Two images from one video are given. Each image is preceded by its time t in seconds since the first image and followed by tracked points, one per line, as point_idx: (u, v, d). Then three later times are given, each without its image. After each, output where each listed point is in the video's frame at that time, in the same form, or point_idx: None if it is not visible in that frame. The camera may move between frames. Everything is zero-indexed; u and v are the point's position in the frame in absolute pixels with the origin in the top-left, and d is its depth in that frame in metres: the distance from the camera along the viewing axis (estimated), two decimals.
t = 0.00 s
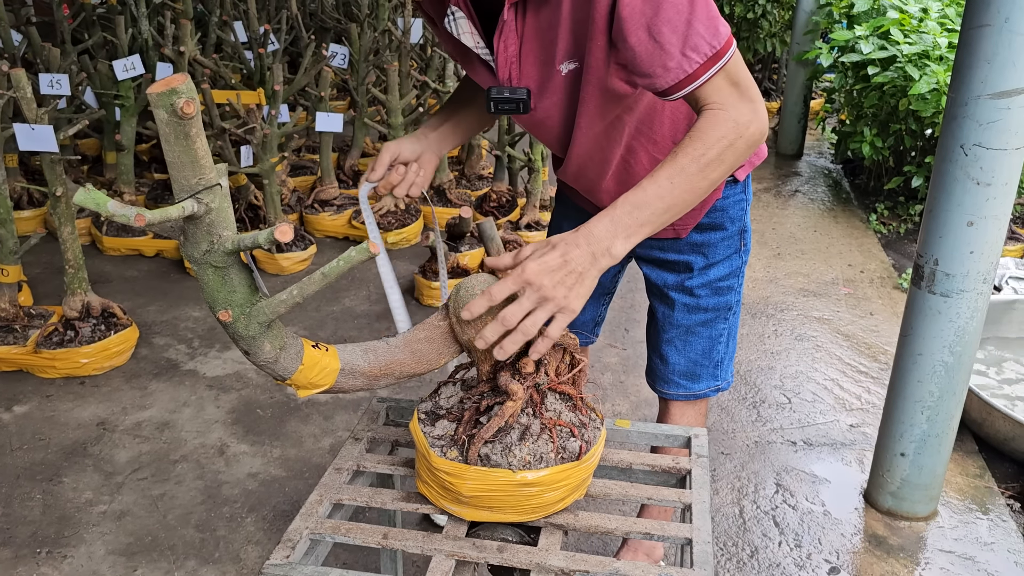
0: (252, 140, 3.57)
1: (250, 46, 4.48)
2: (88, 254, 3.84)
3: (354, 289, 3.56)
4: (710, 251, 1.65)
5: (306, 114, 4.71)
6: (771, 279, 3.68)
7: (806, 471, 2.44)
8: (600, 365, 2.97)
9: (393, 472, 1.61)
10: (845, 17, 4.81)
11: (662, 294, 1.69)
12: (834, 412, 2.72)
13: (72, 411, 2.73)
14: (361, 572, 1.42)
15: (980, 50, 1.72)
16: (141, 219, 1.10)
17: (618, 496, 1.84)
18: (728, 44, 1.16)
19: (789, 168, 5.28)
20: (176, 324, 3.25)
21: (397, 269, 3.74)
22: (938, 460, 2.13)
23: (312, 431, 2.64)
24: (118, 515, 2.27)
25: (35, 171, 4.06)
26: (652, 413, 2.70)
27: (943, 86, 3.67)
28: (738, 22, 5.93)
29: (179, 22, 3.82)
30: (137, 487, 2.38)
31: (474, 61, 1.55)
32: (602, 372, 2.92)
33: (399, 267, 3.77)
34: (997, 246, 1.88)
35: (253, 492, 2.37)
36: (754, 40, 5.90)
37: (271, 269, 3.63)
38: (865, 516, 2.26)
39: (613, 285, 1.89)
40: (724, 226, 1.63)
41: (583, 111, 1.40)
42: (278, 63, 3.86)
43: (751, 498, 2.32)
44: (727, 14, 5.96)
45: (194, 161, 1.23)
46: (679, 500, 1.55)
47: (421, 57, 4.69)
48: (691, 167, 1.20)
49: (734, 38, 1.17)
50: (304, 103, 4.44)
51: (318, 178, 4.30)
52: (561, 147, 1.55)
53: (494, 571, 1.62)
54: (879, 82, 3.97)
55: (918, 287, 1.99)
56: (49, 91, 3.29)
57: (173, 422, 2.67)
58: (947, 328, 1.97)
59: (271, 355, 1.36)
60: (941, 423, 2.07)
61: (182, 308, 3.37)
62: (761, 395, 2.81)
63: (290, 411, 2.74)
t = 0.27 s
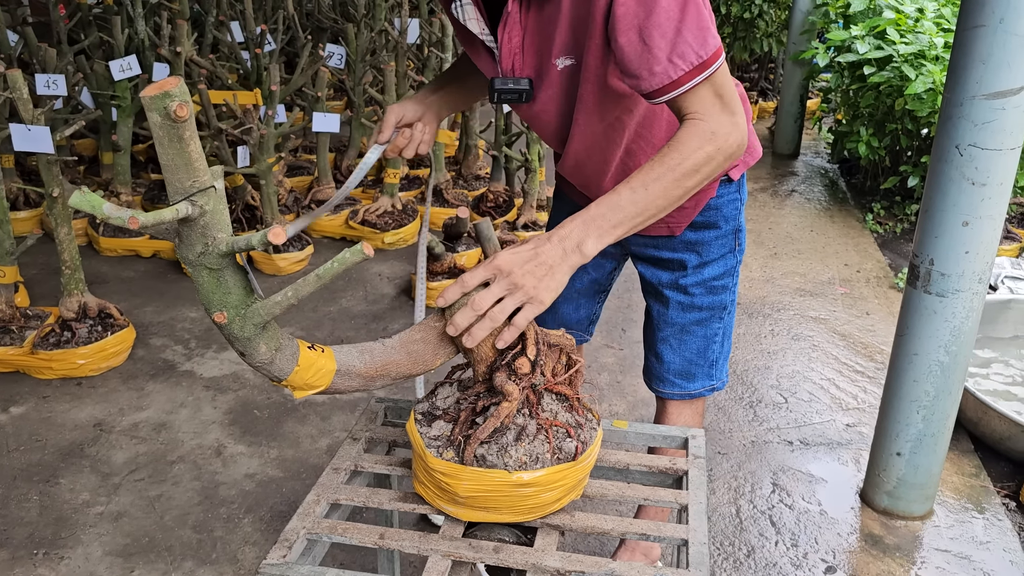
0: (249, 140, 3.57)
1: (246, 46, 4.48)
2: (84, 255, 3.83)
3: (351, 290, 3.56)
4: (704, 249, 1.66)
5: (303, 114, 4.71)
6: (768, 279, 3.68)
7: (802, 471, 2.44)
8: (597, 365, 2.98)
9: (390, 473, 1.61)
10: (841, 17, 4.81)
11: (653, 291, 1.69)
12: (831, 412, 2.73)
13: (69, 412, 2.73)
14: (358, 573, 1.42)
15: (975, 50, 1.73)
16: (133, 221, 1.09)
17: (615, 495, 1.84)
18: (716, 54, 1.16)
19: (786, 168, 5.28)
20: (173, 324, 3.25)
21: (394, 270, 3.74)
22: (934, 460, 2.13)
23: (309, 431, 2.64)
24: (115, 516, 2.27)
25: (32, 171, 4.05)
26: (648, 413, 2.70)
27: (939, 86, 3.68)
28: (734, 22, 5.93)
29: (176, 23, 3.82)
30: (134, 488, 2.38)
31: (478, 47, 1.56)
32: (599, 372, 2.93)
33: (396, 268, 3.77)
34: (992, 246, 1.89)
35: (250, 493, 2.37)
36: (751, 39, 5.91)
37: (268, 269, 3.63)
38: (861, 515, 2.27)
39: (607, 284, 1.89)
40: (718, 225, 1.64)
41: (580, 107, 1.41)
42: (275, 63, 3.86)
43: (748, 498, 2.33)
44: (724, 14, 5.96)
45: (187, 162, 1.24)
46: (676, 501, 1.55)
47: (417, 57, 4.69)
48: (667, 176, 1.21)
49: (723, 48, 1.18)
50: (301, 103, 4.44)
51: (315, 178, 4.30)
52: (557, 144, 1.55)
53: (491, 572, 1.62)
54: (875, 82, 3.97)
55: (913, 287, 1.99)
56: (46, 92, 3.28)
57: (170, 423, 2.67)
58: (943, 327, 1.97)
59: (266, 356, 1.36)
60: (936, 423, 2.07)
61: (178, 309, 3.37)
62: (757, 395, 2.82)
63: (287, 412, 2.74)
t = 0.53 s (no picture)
0: (247, 140, 3.57)
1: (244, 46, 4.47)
2: (81, 255, 3.83)
3: (349, 290, 3.56)
4: (684, 240, 1.67)
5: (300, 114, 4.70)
6: (766, 279, 3.68)
7: (800, 471, 2.45)
8: (595, 365, 2.98)
9: (385, 478, 1.62)
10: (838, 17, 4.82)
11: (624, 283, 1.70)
12: (829, 412, 2.73)
13: (67, 413, 2.72)
14: None
15: (972, 51, 1.73)
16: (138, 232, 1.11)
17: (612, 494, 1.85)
18: (704, 35, 1.19)
19: (784, 167, 5.29)
20: (171, 325, 3.25)
21: (391, 270, 3.74)
22: (931, 459, 2.14)
23: (307, 432, 2.64)
24: (114, 517, 2.26)
25: (29, 172, 4.05)
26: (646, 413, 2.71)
27: (936, 86, 3.68)
28: (732, 22, 5.94)
29: (173, 23, 3.81)
30: (133, 489, 2.37)
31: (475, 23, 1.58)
32: (597, 372, 2.93)
33: (394, 268, 3.77)
34: (989, 246, 1.89)
35: (248, 494, 2.37)
36: (748, 39, 5.91)
37: (266, 270, 3.63)
38: (859, 515, 2.27)
39: (579, 278, 1.88)
40: (698, 215, 1.65)
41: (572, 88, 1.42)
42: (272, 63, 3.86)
43: (746, 498, 2.33)
44: (721, 14, 5.97)
45: (192, 171, 1.23)
46: (672, 495, 1.57)
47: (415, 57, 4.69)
48: (652, 158, 1.21)
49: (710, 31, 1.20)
50: (298, 103, 4.44)
51: (313, 178, 4.30)
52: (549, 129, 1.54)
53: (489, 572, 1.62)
54: (873, 81, 3.98)
55: (911, 287, 2.00)
56: (43, 92, 3.28)
57: (168, 424, 2.67)
58: (940, 327, 1.97)
59: (268, 365, 1.37)
60: (934, 422, 2.08)
61: (176, 310, 3.37)
62: (755, 395, 2.82)
63: (285, 412, 2.74)
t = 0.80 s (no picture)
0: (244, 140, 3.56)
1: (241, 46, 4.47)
2: (78, 255, 3.82)
3: (346, 290, 3.55)
4: (642, 211, 1.77)
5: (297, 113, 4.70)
6: (763, 278, 3.68)
7: (798, 470, 2.45)
8: (593, 365, 2.97)
9: (380, 482, 1.62)
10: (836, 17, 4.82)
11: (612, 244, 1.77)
12: (827, 411, 2.73)
13: (64, 413, 2.72)
14: None
15: (970, 50, 1.73)
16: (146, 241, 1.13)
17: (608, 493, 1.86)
18: None
19: (781, 167, 5.29)
20: (168, 325, 3.24)
21: (389, 269, 3.74)
22: (929, 459, 2.14)
23: (304, 432, 2.63)
24: (111, 518, 2.26)
25: (26, 171, 4.04)
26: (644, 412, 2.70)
27: (933, 85, 3.68)
28: (729, 21, 5.93)
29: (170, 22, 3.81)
30: (130, 489, 2.37)
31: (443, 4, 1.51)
32: (595, 372, 2.93)
33: (392, 267, 3.77)
34: (987, 245, 1.89)
35: (246, 494, 2.36)
36: (746, 39, 5.91)
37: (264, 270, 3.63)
38: (857, 514, 2.27)
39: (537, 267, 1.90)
40: (654, 187, 1.76)
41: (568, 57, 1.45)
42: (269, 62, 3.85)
43: (744, 497, 2.33)
44: (718, 13, 5.97)
45: (197, 176, 1.23)
46: (669, 488, 1.59)
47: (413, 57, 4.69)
48: (654, 87, 1.45)
49: None
50: (296, 103, 4.43)
51: (310, 178, 4.29)
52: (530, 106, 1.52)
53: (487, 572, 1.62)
54: (870, 81, 3.98)
55: (908, 286, 2.00)
56: (40, 92, 3.27)
57: (165, 424, 2.67)
58: (938, 326, 1.97)
59: (270, 371, 1.36)
60: (932, 422, 2.08)
61: (173, 309, 3.36)
62: (753, 394, 2.82)
63: (282, 412, 2.74)
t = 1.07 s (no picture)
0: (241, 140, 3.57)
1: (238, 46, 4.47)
2: (75, 256, 3.82)
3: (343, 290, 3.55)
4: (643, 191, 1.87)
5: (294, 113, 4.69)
6: (760, 278, 3.69)
7: (794, 469, 2.45)
8: (589, 364, 2.97)
9: (374, 484, 1.63)
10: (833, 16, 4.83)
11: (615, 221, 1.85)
12: (823, 411, 2.74)
13: (60, 413, 2.71)
14: None
15: (965, 50, 1.73)
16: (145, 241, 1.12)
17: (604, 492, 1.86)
18: None
19: (778, 167, 5.29)
20: (165, 325, 3.24)
21: (386, 269, 3.74)
22: (925, 458, 2.14)
23: (301, 433, 2.63)
24: (107, 518, 2.26)
25: (22, 172, 4.03)
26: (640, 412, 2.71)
27: (930, 85, 3.69)
28: (726, 22, 5.94)
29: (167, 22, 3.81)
30: (126, 489, 2.37)
31: None
32: (592, 372, 2.93)
33: (389, 267, 3.77)
34: (982, 244, 1.89)
35: (242, 494, 2.36)
36: (743, 39, 5.91)
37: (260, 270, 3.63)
38: (853, 513, 2.27)
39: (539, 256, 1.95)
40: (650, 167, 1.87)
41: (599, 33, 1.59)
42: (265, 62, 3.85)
43: (740, 497, 2.33)
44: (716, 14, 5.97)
45: (197, 177, 1.23)
46: (663, 484, 1.61)
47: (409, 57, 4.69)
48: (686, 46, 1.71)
49: None
50: (293, 103, 4.43)
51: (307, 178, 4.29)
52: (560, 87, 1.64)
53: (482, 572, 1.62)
54: (867, 81, 3.99)
55: (904, 286, 2.00)
56: (36, 92, 3.27)
57: (162, 424, 2.66)
58: (934, 326, 1.98)
59: (268, 374, 1.36)
60: (927, 421, 2.08)
61: (170, 310, 3.36)
62: (750, 394, 2.82)
63: (279, 413, 2.74)
